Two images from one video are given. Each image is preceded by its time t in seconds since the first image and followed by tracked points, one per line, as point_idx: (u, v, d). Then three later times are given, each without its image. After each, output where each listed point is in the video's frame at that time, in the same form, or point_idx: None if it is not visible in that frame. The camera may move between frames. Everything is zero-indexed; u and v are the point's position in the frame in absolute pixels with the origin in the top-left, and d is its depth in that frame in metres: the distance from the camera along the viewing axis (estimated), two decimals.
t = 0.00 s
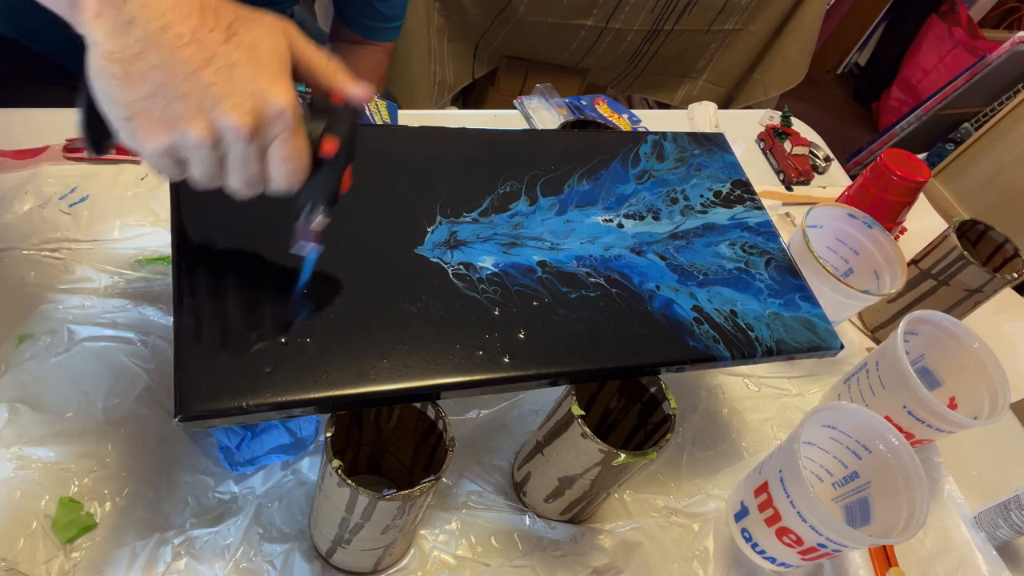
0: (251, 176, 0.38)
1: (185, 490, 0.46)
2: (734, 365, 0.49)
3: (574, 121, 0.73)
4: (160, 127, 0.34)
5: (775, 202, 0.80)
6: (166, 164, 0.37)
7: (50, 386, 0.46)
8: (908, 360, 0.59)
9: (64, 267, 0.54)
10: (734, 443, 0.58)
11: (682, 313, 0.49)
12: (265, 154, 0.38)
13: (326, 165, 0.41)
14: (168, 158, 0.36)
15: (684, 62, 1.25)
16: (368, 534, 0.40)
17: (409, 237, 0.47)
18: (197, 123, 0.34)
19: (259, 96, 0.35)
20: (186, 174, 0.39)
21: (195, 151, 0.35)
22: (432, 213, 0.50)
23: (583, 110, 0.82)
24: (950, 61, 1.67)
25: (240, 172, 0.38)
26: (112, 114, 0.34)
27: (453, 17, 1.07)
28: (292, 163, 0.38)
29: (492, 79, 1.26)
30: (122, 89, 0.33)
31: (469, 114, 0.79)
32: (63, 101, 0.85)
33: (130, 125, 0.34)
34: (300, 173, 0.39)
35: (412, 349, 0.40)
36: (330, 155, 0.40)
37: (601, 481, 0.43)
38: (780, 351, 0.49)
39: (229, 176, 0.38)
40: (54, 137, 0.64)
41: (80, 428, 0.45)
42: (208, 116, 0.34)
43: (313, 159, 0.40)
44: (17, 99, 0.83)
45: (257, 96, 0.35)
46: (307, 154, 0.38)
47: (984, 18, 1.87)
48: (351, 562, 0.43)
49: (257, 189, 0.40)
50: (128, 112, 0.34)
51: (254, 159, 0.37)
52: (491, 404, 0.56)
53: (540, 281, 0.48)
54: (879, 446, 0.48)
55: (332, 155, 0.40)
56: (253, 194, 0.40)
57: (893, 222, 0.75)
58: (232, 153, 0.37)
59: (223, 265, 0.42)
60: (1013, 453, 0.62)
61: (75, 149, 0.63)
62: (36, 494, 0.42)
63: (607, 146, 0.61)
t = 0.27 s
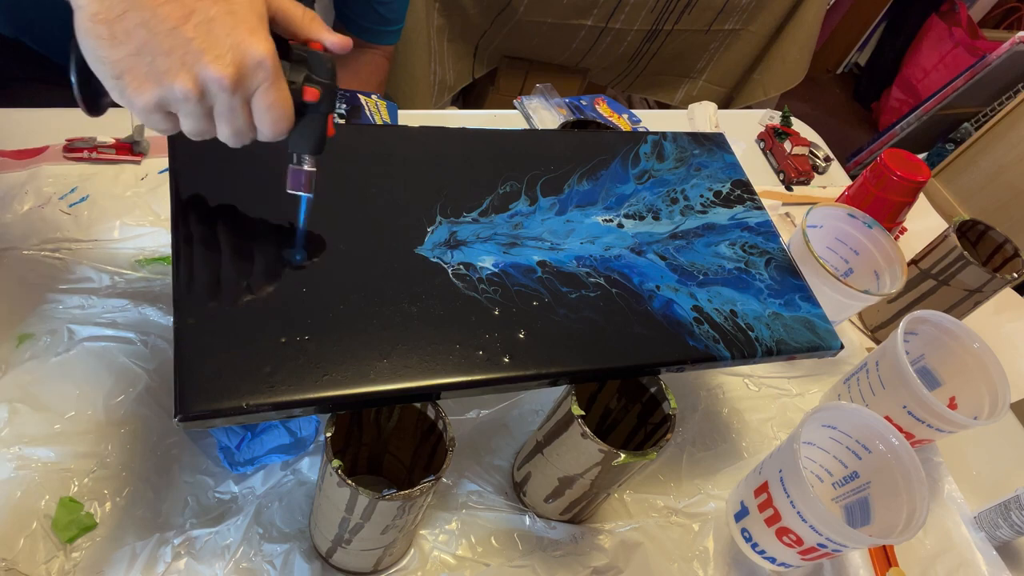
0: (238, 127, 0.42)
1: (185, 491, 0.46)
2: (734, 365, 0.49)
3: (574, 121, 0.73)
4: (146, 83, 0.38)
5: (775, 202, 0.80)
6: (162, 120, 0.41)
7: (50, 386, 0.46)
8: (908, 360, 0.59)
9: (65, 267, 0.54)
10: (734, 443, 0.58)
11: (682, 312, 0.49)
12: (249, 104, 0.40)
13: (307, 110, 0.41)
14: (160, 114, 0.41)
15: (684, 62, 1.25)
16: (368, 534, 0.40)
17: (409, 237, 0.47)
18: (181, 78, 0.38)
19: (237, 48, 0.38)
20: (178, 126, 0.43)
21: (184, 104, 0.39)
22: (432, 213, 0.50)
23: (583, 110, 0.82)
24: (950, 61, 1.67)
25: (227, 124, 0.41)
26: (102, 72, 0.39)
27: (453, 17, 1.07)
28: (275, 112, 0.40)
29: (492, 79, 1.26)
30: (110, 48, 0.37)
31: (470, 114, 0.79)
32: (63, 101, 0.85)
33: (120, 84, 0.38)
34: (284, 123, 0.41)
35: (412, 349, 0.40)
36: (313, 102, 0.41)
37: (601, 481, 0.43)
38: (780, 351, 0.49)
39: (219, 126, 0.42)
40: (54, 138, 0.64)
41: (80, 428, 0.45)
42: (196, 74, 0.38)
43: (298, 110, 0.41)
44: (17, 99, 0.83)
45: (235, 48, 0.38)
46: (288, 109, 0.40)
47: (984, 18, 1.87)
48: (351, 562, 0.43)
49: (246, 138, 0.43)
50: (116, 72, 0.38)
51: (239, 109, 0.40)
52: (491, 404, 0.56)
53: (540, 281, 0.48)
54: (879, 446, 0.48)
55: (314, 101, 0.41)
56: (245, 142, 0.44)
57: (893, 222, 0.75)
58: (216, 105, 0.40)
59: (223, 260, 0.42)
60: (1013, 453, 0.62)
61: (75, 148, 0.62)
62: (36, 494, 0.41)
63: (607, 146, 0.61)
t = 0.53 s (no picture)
0: (203, 88, 0.39)
1: (185, 491, 0.46)
2: (734, 365, 0.49)
3: (575, 121, 0.73)
4: (116, 38, 0.35)
5: (775, 202, 0.80)
6: (125, 77, 0.37)
7: (50, 386, 0.46)
8: (908, 360, 0.59)
9: (65, 267, 0.54)
10: (734, 443, 0.58)
11: (682, 312, 0.49)
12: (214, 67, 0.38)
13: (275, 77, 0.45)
14: (127, 71, 0.37)
15: (684, 63, 1.25)
16: (368, 534, 0.40)
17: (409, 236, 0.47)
18: (152, 34, 0.35)
19: (205, 8, 0.36)
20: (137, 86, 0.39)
21: (151, 61, 0.36)
22: (432, 213, 0.50)
23: (583, 110, 0.82)
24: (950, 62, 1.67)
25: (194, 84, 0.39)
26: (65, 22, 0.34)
27: (453, 17, 1.07)
28: (244, 75, 0.39)
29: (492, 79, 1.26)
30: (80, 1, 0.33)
31: (470, 114, 0.79)
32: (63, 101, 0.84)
33: (89, 39, 0.34)
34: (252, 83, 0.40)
35: (412, 349, 0.40)
36: (280, 67, 0.44)
37: (601, 481, 0.43)
38: (780, 351, 0.49)
39: (186, 91, 0.40)
40: (54, 138, 0.64)
41: (80, 428, 0.45)
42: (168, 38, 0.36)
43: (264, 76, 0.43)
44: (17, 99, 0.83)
45: (204, 8, 0.36)
46: (257, 74, 0.40)
47: (983, 18, 1.87)
48: (351, 562, 0.43)
49: (212, 100, 0.41)
50: (83, 25, 0.34)
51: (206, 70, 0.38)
52: (491, 404, 0.56)
53: (540, 281, 0.48)
54: (879, 446, 0.48)
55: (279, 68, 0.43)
56: (208, 102, 0.41)
57: (893, 222, 0.75)
58: (188, 69, 0.38)
59: (223, 255, 0.42)
60: (1012, 453, 0.62)
61: (75, 148, 0.62)
62: (36, 494, 0.41)
63: (607, 146, 0.61)
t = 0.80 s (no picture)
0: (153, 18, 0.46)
1: (185, 491, 0.46)
2: (734, 365, 0.49)
3: (574, 121, 0.73)
4: None
5: (775, 202, 0.80)
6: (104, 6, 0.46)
7: (50, 386, 0.46)
8: (908, 360, 0.59)
9: (64, 267, 0.54)
10: (734, 443, 0.58)
11: (682, 312, 0.49)
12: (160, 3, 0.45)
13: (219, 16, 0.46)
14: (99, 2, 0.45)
15: (684, 63, 1.25)
16: (368, 533, 0.40)
17: (409, 236, 0.47)
18: None
19: None
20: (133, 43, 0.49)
21: None
22: (432, 213, 0.50)
23: (583, 110, 0.82)
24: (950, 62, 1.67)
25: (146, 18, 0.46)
26: None
27: (453, 17, 1.07)
28: (184, 18, 0.45)
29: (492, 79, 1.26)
30: None
31: (470, 115, 0.79)
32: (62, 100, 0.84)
33: None
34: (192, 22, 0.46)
35: (412, 349, 0.40)
36: (223, 10, 0.46)
37: (601, 481, 0.43)
38: (780, 351, 0.49)
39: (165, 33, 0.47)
40: (54, 138, 0.64)
41: (80, 428, 0.45)
42: None
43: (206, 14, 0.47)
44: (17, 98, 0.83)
45: None
46: (196, 12, 0.46)
47: (983, 18, 1.87)
48: (351, 562, 0.43)
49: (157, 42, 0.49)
50: None
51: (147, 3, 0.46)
52: (491, 404, 0.56)
53: (540, 281, 0.48)
54: (879, 446, 0.48)
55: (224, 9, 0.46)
56: (152, 45, 0.49)
57: (893, 222, 0.75)
58: None
59: (223, 254, 0.42)
60: (1012, 453, 0.62)
61: (75, 148, 0.62)
62: (36, 494, 0.41)
63: (607, 146, 0.61)
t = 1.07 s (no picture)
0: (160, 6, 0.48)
1: (185, 490, 0.46)
2: (734, 365, 0.49)
3: (574, 121, 0.73)
4: None
5: (775, 202, 0.80)
6: None
7: (50, 386, 0.46)
8: (908, 360, 0.59)
9: (64, 267, 0.54)
10: (734, 443, 0.58)
11: (682, 312, 0.49)
12: None
13: None
14: None
15: (684, 63, 1.25)
16: (368, 534, 0.40)
17: (409, 236, 0.47)
18: None
19: None
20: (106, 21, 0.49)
21: None
22: (432, 213, 0.50)
23: (583, 110, 0.82)
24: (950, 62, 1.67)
25: None
26: None
27: (453, 17, 1.07)
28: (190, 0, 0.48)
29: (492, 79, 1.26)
30: None
31: (470, 115, 0.79)
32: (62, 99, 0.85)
33: None
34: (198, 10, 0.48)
35: (412, 349, 0.40)
36: None
37: (600, 481, 0.43)
38: (780, 351, 0.49)
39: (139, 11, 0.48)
40: (54, 137, 0.64)
41: (80, 428, 0.45)
42: None
43: None
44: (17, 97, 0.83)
45: None
46: None
47: (983, 18, 1.87)
48: (351, 562, 0.43)
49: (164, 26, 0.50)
50: None
51: None
52: (491, 404, 0.56)
53: (540, 281, 0.48)
54: (879, 446, 0.48)
55: None
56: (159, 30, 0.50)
57: (893, 222, 0.75)
58: None
59: (223, 254, 0.42)
60: (1012, 453, 0.62)
61: (75, 148, 0.62)
62: (36, 494, 0.42)
63: (607, 146, 0.61)
